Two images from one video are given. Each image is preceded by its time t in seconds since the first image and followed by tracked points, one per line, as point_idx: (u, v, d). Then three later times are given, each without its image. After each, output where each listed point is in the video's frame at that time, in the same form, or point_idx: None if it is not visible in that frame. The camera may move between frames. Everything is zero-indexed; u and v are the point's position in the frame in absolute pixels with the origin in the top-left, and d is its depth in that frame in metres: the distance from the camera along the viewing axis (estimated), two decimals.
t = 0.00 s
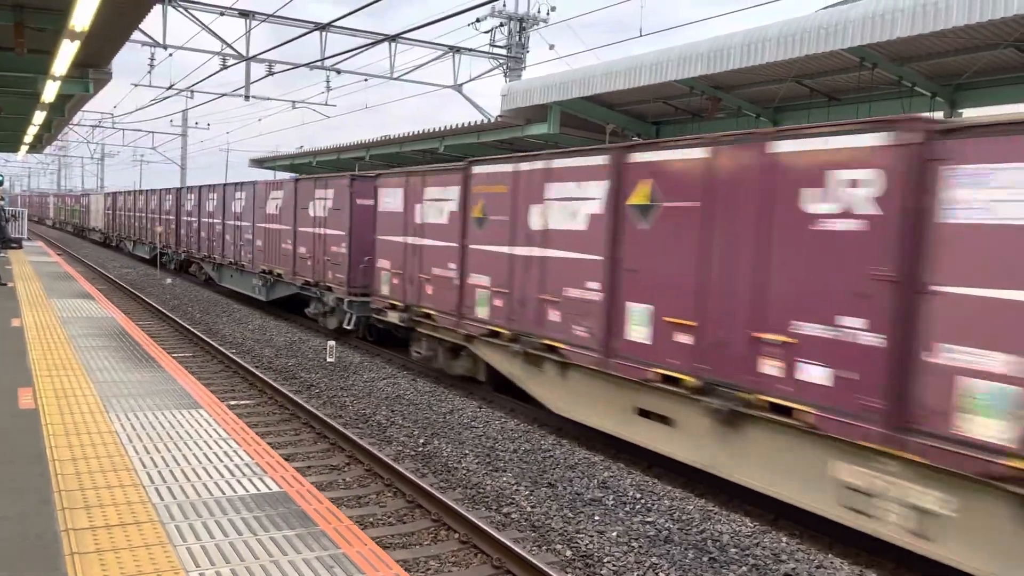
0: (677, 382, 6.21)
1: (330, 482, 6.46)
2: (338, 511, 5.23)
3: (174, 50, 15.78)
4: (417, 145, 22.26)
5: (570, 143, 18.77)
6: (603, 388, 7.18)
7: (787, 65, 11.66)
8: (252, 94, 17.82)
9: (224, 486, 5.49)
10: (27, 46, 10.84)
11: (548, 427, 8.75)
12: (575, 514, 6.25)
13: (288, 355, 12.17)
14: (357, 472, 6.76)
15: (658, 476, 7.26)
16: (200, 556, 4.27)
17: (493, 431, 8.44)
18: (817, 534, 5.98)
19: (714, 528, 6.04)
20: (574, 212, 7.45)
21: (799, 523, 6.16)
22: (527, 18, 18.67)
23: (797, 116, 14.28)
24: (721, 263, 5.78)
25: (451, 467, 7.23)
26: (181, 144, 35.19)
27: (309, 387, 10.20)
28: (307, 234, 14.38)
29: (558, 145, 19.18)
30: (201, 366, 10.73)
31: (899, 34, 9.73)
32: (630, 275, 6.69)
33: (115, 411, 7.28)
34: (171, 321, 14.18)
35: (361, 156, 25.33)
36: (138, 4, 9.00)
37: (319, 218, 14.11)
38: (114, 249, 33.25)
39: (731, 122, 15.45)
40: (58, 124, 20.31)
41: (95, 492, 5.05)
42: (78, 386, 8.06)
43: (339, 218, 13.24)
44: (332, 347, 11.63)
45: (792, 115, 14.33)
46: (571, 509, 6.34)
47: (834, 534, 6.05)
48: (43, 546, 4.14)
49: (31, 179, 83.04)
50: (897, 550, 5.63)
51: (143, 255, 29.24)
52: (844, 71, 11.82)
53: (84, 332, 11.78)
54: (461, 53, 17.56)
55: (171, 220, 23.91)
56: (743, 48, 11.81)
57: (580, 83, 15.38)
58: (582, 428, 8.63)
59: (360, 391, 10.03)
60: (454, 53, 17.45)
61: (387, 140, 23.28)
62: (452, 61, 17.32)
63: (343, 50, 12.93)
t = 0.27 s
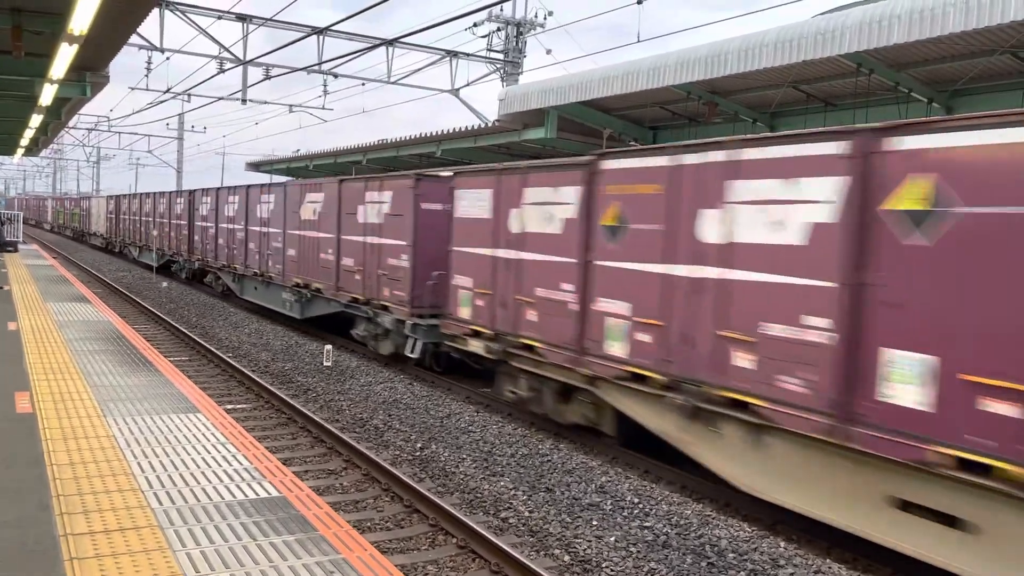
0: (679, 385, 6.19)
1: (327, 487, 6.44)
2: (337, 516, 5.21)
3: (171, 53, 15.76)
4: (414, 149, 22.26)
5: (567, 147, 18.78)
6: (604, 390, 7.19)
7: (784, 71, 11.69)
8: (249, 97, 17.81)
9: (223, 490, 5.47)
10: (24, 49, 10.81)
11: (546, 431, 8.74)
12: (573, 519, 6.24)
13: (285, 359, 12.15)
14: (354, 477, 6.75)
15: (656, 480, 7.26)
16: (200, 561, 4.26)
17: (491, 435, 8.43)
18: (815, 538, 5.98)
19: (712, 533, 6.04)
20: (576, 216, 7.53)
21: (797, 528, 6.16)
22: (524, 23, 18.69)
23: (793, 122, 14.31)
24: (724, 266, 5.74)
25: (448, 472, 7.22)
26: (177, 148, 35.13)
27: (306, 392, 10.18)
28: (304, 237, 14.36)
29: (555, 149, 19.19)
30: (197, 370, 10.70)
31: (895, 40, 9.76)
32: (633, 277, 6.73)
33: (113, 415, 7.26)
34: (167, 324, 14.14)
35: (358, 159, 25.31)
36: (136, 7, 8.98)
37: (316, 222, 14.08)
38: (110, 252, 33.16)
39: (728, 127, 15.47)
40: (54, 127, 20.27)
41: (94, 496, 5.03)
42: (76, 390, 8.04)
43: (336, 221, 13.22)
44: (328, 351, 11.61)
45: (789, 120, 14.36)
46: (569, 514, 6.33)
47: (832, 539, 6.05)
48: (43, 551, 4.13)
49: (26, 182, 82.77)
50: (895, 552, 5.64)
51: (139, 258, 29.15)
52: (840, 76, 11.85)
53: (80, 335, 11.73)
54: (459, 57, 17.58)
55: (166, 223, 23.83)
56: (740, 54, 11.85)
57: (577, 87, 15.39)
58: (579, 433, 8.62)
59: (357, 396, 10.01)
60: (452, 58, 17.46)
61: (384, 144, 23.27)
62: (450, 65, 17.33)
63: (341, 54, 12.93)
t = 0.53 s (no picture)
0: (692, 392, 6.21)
1: (327, 492, 6.44)
2: (338, 522, 5.21)
3: (172, 58, 15.78)
4: (414, 154, 22.27)
5: (567, 153, 18.80)
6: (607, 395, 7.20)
7: (784, 77, 11.71)
8: (250, 102, 17.84)
9: (224, 496, 5.47)
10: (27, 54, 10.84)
11: (546, 437, 8.73)
12: (574, 525, 6.24)
13: (285, 364, 12.16)
14: (355, 482, 6.74)
15: (656, 486, 7.25)
16: (201, 567, 4.25)
17: (492, 441, 8.42)
18: (816, 545, 5.96)
19: (713, 540, 6.03)
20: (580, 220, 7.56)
21: (797, 534, 6.15)
22: (525, 29, 18.73)
23: (794, 128, 14.33)
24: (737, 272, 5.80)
25: (448, 477, 7.22)
26: (178, 153, 35.18)
27: (306, 397, 10.17)
28: (306, 242, 14.38)
29: (555, 155, 19.21)
30: (198, 375, 10.70)
31: (896, 47, 9.77)
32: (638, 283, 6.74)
33: (114, 420, 7.26)
34: (168, 329, 14.14)
35: (359, 165, 25.33)
36: (138, 12, 9.02)
37: (317, 227, 14.09)
38: (111, 257, 33.18)
39: (728, 133, 15.49)
40: (56, 132, 20.30)
41: (95, 502, 5.03)
42: (77, 395, 8.04)
43: (336, 226, 13.21)
44: (329, 356, 11.61)
45: (789, 126, 14.38)
46: (570, 520, 6.33)
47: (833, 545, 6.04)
48: (44, 556, 4.13)
49: (27, 186, 82.86)
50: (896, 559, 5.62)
51: (140, 263, 29.17)
52: (841, 83, 11.86)
53: (82, 340, 11.74)
54: (459, 63, 17.61)
55: (167, 228, 23.86)
56: (741, 60, 11.87)
57: (578, 93, 15.42)
58: (579, 439, 8.61)
59: (358, 401, 10.01)
60: (453, 63, 17.50)
61: (384, 149, 23.30)
62: (451, 71, 17.36)
63: (341, 60, 12.94)
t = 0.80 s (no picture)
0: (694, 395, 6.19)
1: (331, 497, 6.44)
2: (343, 527, 5.21)
3: (178, 63, 15.82)
4: (418, 159, 22.29)
5: (571, 158, 18.80)
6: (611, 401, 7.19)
7: (788, 83, 11.71)
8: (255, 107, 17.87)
9: (228, 500, 5.47)
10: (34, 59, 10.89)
11: (549, 442, 8.72)
12: (578, 531, 6.23)
13: (288, 369, 12.16)
14: (358, 487, 6.74)
15: (660, 492, 7.24)
16: (206, 572, 4.25)
17: (495, 446, 8.41)
18: (820, 551, 5.94)
19: (717, 546, 6.02)
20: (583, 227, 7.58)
21: (801, 541, 6.13)
22: (529, 35, 18.76)
23: (797, 134, 14.34)
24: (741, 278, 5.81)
25: (452, 483, 7.21)
26: (183, 157, 35.27)
27: (309, 401, 10.18)
28: (310, 247, 14.39)
29: (559, 160, 19.21)
30: (202, 379, 10.70)
31: (900, 53, 9.78)
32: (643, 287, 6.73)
33: (118, 424, 7.27)
34: (172, 333, 14.16)
35: (363, 170, 25.38)
36: (145, 18, 9.05)
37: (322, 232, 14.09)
38: (115, 261, 33.25)
39: (732, 139, 15.49)
40: (61, 136, 20.36)
41: (99, 506, 5.03)
42: (81, 398, 8.05)
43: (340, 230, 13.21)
44: (332, 361, 11.61)
45: (793, 132, 14.38)
46: (573, 526, 6.32)
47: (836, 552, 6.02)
48: (48, 561, 4.13)
49: (32, 190, 83.08)
50: (899, 566, 5.60)
51: (144, 267, 29.21)
52: (845, 89, 11.86)
53: (87, 344, 11.76)
54: (464, 68, 17.64)
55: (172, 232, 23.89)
56: (745, 66, 11.88)
57: (582, 99, 15.43)
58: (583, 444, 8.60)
59: (361, 405, 10.01)
60: (457, 69, 17.52)
61: (388, 154, 23.33)
62: (455, 76, 17.39)
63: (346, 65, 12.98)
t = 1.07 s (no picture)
0: (700, 401, 6.18)
1: (335, 502, 6.44)
2: (347, 532, 5.22)
3: (184, 69, 15.88)
4: (424, 164, 22.33)
5: (576, 164, 18.81)
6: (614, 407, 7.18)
7: (794, 89, 11.72)
8: (261, 112, 17.92)
9: (234, 505, 5.48)
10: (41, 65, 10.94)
11: (554, 448, 8.71)
12: (582, 537, 6.22)
13: (293, 374, 12.18)
14: (363, 492, 6.74)
15: (665, 499, 7.23)
16: None
17: (499, 451, 8.41)
18: (826, 558, 5.92)
19: (722, 553, 6.00)
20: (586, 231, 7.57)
21: (807, 547, 6.11)
22: (534, 40, 18.79)
23: (803, 140, 14.33)
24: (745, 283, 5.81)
25: (456, 488, 7.21)
26: (189, 162, 35.37)
27: (314, 406, 10.18)
28: (315, 252, 14.41)
29: (564, 166, 19.22)
30: (207, 384, 10.72)
31: (906, 59, 9.77)
32: (646, 292, 6.75)
33: (124, 429, 7.29)
34: (177, 338, 14.19)
35: (368, 175, 25.43)
36: (152, 23, 9.09)
37: (327, 237, 14.13)
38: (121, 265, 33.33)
39: (737, 145, 15.49)
40: (68, 141, 20.43)
41: (105, 510, 5.04)
42: (87, 403, 8.07)
43: (344, 235, 13.24)
44: (337, 366, 11.62)
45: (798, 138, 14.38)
46: (578, 532, 6.31)
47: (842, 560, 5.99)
48: (54, 566, 4.13)
49: (39, 194, 83.41)
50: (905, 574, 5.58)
51: (150, 272, 29.28)
52: (850, 95, 11.86)
53: (93, 348, 11.78)
54: (469, 74, 17.68)
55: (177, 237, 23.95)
56: (750, 72, 11.89)
57: (587, 104, 15.44)
58: (588, 450, 8.59)
59: (366, 410, 10.02)
60: (462, 74, 17.56)
61: (394, 160, 23.39)
62: (460, 82, 17.43)
63: (351, 70, 13.01)
